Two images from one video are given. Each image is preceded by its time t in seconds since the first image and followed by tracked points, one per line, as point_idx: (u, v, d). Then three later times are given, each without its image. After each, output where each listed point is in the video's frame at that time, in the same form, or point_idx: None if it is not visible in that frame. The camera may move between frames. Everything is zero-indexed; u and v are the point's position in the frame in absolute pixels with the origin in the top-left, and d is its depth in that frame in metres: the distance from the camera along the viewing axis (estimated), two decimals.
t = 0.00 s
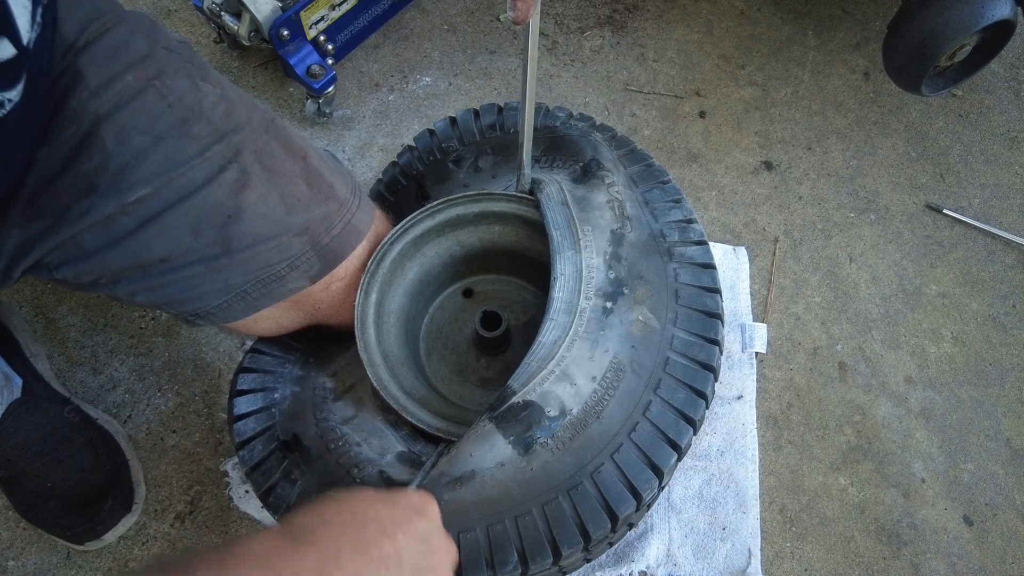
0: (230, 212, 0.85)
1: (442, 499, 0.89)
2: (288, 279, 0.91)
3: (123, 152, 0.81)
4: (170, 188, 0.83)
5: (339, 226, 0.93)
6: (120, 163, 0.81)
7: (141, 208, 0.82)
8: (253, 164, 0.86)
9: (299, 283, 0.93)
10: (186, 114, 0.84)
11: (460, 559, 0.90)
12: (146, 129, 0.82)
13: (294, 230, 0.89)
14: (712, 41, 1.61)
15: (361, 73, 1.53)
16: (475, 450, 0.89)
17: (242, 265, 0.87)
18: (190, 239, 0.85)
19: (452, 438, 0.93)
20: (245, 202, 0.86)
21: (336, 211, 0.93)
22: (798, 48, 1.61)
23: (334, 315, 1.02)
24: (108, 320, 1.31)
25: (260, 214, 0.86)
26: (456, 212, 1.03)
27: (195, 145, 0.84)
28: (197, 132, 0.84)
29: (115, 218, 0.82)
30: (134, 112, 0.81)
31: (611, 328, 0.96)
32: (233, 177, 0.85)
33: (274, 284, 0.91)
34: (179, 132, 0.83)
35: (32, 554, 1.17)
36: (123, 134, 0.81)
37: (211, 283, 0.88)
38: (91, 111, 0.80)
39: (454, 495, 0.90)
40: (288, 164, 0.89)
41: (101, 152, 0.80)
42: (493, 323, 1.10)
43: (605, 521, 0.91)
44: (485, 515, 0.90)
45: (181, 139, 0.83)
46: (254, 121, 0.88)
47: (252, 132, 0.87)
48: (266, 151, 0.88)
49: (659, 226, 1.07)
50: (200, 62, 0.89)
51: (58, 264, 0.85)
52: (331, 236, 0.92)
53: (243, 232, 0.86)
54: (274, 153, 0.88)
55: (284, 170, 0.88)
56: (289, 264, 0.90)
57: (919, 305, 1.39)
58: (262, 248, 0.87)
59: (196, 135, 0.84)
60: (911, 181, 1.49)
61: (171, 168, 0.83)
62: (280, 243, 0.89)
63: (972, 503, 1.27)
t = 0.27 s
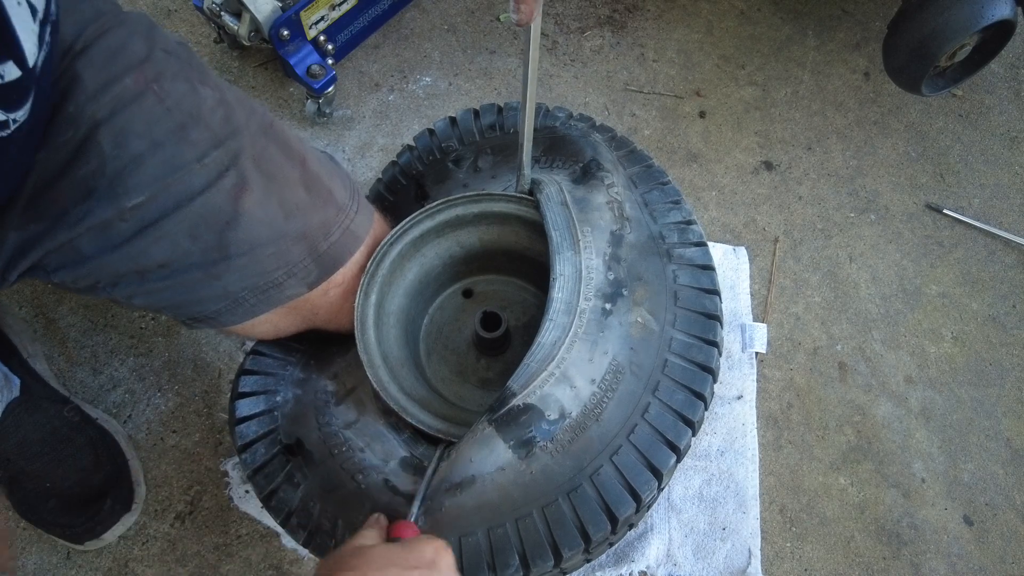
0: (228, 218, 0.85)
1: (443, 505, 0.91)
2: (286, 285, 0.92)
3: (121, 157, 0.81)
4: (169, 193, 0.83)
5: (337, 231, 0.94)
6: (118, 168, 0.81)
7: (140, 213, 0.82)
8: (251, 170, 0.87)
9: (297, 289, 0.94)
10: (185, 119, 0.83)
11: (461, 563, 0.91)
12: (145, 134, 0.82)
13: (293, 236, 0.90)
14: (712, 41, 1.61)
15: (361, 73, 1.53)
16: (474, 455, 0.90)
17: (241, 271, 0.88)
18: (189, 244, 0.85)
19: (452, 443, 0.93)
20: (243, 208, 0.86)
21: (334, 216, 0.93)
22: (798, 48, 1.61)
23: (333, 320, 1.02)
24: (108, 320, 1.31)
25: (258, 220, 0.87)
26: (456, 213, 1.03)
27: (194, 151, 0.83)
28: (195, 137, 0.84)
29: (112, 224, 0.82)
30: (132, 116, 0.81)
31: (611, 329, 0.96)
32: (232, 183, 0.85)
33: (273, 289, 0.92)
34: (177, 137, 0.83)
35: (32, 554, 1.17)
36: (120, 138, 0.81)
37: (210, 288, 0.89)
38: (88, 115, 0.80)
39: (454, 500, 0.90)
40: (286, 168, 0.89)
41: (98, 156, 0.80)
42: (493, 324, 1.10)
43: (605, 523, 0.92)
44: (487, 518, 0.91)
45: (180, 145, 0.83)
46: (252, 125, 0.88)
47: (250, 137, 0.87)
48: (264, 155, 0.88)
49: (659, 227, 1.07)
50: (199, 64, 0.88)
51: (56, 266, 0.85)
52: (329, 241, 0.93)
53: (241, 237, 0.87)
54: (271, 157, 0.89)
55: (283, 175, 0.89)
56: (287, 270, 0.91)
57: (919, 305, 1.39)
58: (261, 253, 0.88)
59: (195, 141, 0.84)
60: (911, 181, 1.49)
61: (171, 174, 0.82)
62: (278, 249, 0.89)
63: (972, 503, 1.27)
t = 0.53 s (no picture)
0: (237, 222, 0.86)
1: (443, 498, 0.91)
2: (294, 289, 0.93)
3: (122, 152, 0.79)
4: (174, 197, 0.83)
5: (343, 233, 0.95)
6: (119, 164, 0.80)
7: (145, 215, 0.82)
8: (257, 174, 0.87)
9: (305, 293, 0.95)
10: (189, 118, 0.83)
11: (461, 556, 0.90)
12: (148, 130, 0.81)
13: (300, 239, 0.91)
14: (712, 41, 1.61)
15: (361, 74, 1.53)
16: (476, 450, 0.90)
17: (249, 275, 0.88)
18: (197, 249, 0.85)
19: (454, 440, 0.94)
20: (250, 213, 0.86)
21: (340, 219, 0.95)
22: (798, 48, 1.61)
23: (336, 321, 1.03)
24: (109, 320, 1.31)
25: (267, 224, 0.88)
26: (456, 213, 1.04)
27: (198, 151, 0.83)
28: (201, 140, 0.84)
29: (118, 226, 0.80)
30: (135, 113, 0.80)
31: (613, 327, 0.96)
32: (238, 187, 0.86)
33: (281, 294, 0.92)
34: (183, 139, 0.83)
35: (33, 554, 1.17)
36: (126, 136, 0.80)
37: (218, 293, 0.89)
38: (93, 104, 0.79)
39: (455, 495, 0.91)
40: (292, 172, 0.90)
41: (104, 151, 0.79)
42: (493, 324, 1.10)
43: (607, 520, 0.91)
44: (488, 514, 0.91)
45: (185, 145, 0.83)
46: (256, 128, 0.88)
47: (255, 140, 0.88)
48: (269, 159, 0.89)
49: (660, 225, 1.07)
50: (201, 64, 0.88)
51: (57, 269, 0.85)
52: (335, 244, 0.95)
53: (250, 242, 0.87)
54: (276, 162, 0.89)
55: (288, 179, 0.90)
56: (295, 274, 0.92)
57: (919, 305, 1.39)
58: (269, 257, 0.89)
59: (199, 141, 0.83)
60: (911, 181, 1.49)
61: (176, 175, 0.82)
62: (287, 253, 0.90)
63: (972, 503, 1.27)
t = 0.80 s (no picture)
0: (236, 234, 0.86)
1: (449, 495, 0.90)
2: (295, 298, 0.94)
3: (117, 167, 0.79)
4: (175, 212, 0.82)
5: (342, 240, 0.96)
6: (115, 180, 0.79)
7: (144, 230, 0.82)
8: (254, 185, 0.87)
9: (307, 301, 0.96)
10: (185, 129, 0.82)
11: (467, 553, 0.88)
12: (144, 143, 0.80)
13: (299, 249, 0.92)
14: (712, 41, 1.61)
15: (361, 74, 1.53)
16: (482, 448, 0.90)
17: (249, 286, 0.89)
18: (196, 263, 0.85)
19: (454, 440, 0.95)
20: (249, 225, 0.87)
21: (338, 226, 0.95)
22: (798, 48, 1.61)
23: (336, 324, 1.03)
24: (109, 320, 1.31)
25: (266, 235, 0.88)
26: (456, 213, 1.04)
27: (195, 163, 0.83)
28: (198, 151, 0.83)
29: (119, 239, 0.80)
30: (129, 125, 0.79)
31: (616, 328, 0.96)
32: (235, 199, 0.86)
33: (282, 302, 0.94)
34: (178, 151, 0.82)
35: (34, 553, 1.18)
36: (120, 151, 0.79)
37: (217, 304, 0.89)
38: (88, 120, 0.77)
39: (461, 492, 0.90)
40: (288, 182, 0.91)
41: (99, 167, 0.78)
42: (493, 325, 1.11)
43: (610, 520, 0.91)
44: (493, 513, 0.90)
45: (181, 157, 0.82)
46: (250, 138, 0.89)
47: (250, 150, 0.88)
48: (264, 170, 0.89)
49: (662, 226, 1.07)
50: (190, 72, 0.87)
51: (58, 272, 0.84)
52: (334, 252, 0.96)
53: (249, 253, 0.87)
54: (271, 171, 0.89)
55: (285, 188, 0.90)
56: (295, 283, 0.93)
57: (919, 305, 1.39)
58: (268, 267, 0.90)
59: (195, 153, 0.83)
60: (911, 181, 1.49)
61: (174, 189, 0.82)
62: (286, 263, 0.91)
63: (972, 503, 1.27)
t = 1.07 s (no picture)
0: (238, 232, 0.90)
1: (455, 500, 0.91)
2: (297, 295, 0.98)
3: (117, 166, 0.82)
4: (176, 210, 0.86)
5: (343, 241, 0.98)
6: (115, 178, 0.82)
7: (144, 229, 0.85)
8: (256, 184, 0.90)
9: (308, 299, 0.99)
10: (187, 127, 0.86)
11: (471, 557, 0.90)
12: (146, 141, 0.83)
13: (300, 249, 0.95)
14: (712, 41, 1.61)
15: (361, 74, 1.54)
16: (489, 457, 0.90)
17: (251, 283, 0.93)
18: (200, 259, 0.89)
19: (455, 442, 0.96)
20: (252, 225, 0.91)
21: (340, 227, 0.98)
22: (798, 48, 1.61)
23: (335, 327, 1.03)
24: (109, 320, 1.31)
25: (267, 234, 0.92)
26: (456, 214, 1.04)
27: (197, 161, 0.86)
28: (199, 150, 0.86)
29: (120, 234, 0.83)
30: (131, 123, 0.82)
31: (618, 332, 0.96)
32: (238, 198, 0.89)
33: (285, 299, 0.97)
34: (180, 150, 0.85)
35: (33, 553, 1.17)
36: (122, 145, 0.82)
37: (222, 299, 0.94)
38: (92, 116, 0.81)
39: (466, 496, 0.90)
40: (291, 181, 0.93)
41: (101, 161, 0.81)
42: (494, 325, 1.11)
43: (613, 523, 0.91)
44: (496, 515, 0.90)
45: (183, 155, 0.86)
46: (252, 136, 0.90)
47: (252, 149, 0.90)
48: (267, 168, 0.91)
49: (662, 229, 1.07)
50: (193, 68, 0.89)
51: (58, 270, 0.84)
52: (336, 252, 0.98)
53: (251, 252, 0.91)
54: (274, 170, 0.91)
55: (287, 188, 0.93)
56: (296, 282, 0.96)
57: (919, 305, 1.39)
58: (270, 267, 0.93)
59: (198, 151, 0.86)
60: (911, 181, 1.49)
61: (175, 187, 0.85)
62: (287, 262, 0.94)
63: (972, 503, 1.27)
